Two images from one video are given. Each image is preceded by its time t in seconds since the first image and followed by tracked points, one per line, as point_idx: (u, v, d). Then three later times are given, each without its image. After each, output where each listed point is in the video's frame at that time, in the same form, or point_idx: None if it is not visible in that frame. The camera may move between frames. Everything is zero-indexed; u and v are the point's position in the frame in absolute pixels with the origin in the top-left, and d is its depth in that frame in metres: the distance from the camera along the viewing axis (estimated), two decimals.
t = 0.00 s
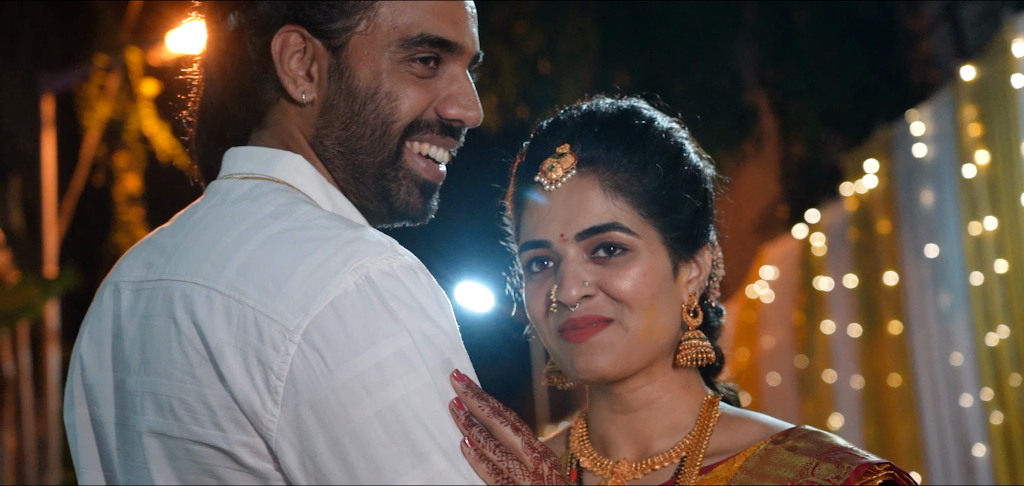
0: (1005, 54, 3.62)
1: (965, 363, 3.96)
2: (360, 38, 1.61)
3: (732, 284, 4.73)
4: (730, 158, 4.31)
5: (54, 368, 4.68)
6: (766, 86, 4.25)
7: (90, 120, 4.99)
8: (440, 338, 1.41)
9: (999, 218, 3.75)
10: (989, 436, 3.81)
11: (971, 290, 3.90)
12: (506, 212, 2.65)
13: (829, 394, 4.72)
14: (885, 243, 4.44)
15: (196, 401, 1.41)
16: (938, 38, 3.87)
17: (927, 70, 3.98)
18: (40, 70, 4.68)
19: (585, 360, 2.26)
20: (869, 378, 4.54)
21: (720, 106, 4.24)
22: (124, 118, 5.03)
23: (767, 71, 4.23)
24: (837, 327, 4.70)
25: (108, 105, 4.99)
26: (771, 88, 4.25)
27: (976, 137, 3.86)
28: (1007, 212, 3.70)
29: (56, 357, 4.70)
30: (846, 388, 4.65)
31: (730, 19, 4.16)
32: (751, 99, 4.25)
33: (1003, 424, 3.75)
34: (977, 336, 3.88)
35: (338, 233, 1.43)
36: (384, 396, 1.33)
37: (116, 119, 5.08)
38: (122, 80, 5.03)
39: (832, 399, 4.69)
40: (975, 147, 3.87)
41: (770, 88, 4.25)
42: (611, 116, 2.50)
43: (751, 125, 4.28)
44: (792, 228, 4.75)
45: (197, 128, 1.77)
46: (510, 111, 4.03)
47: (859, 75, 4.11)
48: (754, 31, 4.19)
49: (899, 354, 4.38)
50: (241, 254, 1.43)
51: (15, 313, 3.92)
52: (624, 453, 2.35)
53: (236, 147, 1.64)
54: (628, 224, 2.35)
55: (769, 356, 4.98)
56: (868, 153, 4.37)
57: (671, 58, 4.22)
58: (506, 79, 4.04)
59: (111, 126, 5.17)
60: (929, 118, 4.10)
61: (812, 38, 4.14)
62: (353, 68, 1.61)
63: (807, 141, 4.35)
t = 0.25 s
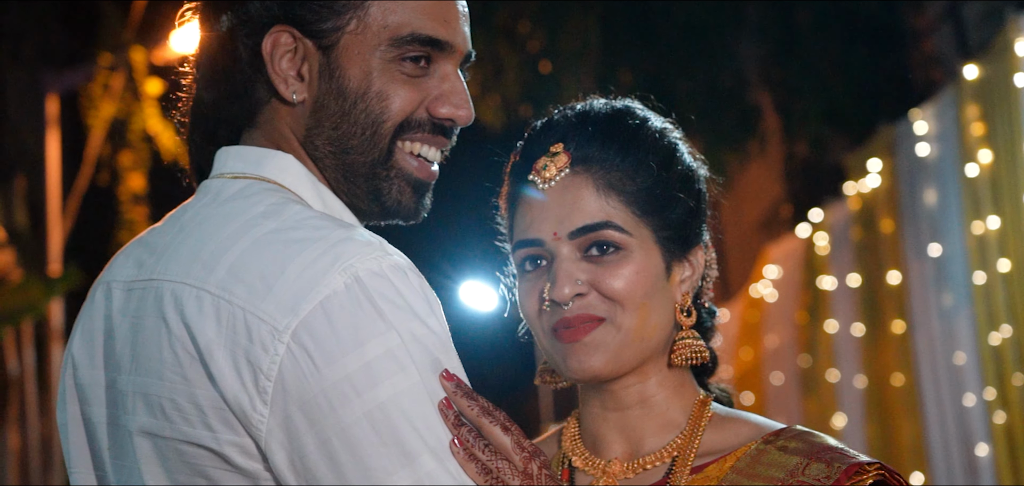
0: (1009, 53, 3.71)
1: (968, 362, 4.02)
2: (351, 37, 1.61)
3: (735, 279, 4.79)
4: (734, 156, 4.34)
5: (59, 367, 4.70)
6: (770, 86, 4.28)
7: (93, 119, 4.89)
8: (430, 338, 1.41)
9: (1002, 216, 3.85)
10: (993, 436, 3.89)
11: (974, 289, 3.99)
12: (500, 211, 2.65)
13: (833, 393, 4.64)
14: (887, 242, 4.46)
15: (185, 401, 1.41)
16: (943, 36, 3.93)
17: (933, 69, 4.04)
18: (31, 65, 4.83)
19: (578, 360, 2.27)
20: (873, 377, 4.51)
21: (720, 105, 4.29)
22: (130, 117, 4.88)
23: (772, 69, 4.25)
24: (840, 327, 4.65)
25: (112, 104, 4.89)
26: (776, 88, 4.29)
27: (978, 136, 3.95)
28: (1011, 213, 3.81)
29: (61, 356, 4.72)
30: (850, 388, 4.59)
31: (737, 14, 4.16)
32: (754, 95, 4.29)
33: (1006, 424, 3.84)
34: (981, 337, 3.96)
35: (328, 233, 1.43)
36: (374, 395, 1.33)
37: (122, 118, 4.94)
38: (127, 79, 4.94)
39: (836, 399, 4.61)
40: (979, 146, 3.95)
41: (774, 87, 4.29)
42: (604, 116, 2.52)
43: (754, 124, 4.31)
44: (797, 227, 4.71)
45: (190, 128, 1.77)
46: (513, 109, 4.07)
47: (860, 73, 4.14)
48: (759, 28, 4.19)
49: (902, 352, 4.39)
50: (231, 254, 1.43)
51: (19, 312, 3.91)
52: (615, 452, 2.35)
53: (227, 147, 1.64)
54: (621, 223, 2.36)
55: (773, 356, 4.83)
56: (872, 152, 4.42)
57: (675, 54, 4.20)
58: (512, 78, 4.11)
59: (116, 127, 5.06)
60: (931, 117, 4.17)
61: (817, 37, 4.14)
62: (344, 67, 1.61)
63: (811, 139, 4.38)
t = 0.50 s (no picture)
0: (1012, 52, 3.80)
1: (972, 362, 4.04)
2: (344, 37, 1.61)
3: (740, 273, 4.88)
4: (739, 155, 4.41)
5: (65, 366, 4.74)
6: (777, 86, 4.42)
7: (98, 118, 4.90)
8: (423, 337, 1.41)
9: (1006, 216, 3.88)
10: (998, 436, 3.90)
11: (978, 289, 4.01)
12: (496, 210, 2.66)
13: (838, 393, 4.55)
14: (893, 241, 4.41)
15: (180, 400, 1.41)
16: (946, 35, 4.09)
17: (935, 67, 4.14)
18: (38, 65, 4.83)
19: (574, 361, 2.28)
20: (878, 376, 4.45)
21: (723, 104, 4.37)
22: (133, 118, 4.96)
23: (776, 68, 4.40)
24: (845, 326, 4.57)
25: (117, 104, 4.92)
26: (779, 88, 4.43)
27: (983, 135, 3.97)
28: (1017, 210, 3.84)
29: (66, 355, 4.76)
30: (855, 387, 4.50)
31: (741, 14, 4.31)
32: (758, 95, 4.42)
33: (1011, 424, 3.86)
34: (985, 336, 3.98)
35: (321, 233, 1.43)
36: (367, 395, 1.33)
37: (125, 118, 5.00)
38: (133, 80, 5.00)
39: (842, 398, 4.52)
40: (983, 146, 3.97)
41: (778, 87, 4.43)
42: (598, 116, 2.53)
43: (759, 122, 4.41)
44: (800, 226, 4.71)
45: (187, 128, 1.79)
46: (518, 108, 4.02)
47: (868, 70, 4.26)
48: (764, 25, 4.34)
49: (907, 352, 4.33)
50: (225, 254, 1.44)
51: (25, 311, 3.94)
52: (610, 451, 2.37)
53: (222, 146, 1.65)
54: (617, 222, 2.38)
55: (778, 355, 4.75)
56: (876, 151, 4.41)
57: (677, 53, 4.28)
58: (515, 76, 4.03)
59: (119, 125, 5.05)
60: (937, 116, 4.16)
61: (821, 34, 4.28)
62: (337, 67, 1.62)
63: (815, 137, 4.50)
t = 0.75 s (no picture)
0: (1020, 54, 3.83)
1: (981, 359, 4.03)
2: (342, 36, 1.61)
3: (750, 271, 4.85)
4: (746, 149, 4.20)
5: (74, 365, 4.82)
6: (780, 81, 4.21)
7: (107, 118, 5.06)
8: (421, 335, 1.41)
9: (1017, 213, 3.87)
10: (1008, 434, 3.90)
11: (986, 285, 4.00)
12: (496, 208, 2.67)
13: (846, 390, 4.59)
14: (901, 239, 4.43)
15: (180, 399, 1.42)
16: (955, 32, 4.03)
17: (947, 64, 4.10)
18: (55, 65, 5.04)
19: (576, 358, 2.29)
20: (887, 373, 4.47)
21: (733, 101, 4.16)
22: (143, 118, 5.14)
23: (785, 64, 4.18)
24: (854, 324, 4.60)
25: (127, 103, 5.10)
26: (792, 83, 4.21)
27: (992, 133, 3.98)
28: None
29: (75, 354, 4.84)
30: (864, 385, 4.53)
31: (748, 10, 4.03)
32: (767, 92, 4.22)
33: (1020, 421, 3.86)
34: (993, 332, 3.99)
35: (319, 231, 1.43)
36: (365, 393, 1.33)
37: (136, 117, 5.18)
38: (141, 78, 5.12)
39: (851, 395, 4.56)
40: (991, 143, 3.98)
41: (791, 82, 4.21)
42: (599, 115, 2.54)
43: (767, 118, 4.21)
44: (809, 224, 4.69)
45: (188, 127, 1.80)
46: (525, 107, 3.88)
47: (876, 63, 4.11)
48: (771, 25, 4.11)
49: (916, 348, 4.35)
50: (224, 253, 1.44)
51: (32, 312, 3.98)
52: (610, 450, 2.37)
53: (220, 146, 1.65)
54: (617, 220, 2.38)
55: (787, 353, 4.78)
56: (885, 149, 4.39)
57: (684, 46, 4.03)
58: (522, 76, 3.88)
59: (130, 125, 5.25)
60: (944, 114, 4.18)
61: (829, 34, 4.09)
62: (336, 67, 1.61)
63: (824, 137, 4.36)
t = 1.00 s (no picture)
0: None
1: (989, 355, 4.00)
2: (340, 35, 1.61)
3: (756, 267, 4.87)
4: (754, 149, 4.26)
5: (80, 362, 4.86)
6: (790, 78, 4.22)
7: (117, 115, 5.14)
8: (417, 330, 1.41)
9: None
10: (1015, 430, 3.89)
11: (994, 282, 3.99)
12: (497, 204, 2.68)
13: (854, 386, 4.63)
14: (909, 235, 4.45)
15: (176, 397, 1.42)
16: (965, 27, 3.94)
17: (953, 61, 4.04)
18: (56, 60, 4.86)
19: (576, 354, 2.30)
20: (894, 369, 4.50)
21: (741, 101, 4.20)
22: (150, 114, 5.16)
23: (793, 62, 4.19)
24: (862, 320, 4.65)
25: (134, 100, 5.14)
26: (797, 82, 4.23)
27: (1000, 129, 3.97)
28: None
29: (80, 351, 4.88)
30: (871, 381, 4.58)
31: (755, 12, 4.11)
32: (774, 91, 4.24)
33: None
34: (1001, 328, 3.97)
35: (314, 228, 1.43)
36: (361, 389, 1.32)
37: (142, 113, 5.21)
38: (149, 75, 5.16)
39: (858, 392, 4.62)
40: (998, 139, 3.97)
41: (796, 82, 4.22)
42: (599, 112, 2.55)
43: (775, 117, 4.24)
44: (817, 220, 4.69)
45: (188, 123, 1.80)
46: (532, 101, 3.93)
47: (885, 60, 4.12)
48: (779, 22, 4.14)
49: (923, 344, 4.37)
50: (220, 250, 1.43)
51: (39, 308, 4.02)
52: (609, 447, 2.38)
53: (217, 144, 1.65)
54: (617, 216, 2.39)
55: (794, 349, 4.86)
56: (892, 145, 4.41)
57: (695, 44, 4.09)
58: (530, 71, 3.95)
59: (138, 121, 5.34)
60: (953, 109, 4.17)
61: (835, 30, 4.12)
62: (333, 66, 1.61)
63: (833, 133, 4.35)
